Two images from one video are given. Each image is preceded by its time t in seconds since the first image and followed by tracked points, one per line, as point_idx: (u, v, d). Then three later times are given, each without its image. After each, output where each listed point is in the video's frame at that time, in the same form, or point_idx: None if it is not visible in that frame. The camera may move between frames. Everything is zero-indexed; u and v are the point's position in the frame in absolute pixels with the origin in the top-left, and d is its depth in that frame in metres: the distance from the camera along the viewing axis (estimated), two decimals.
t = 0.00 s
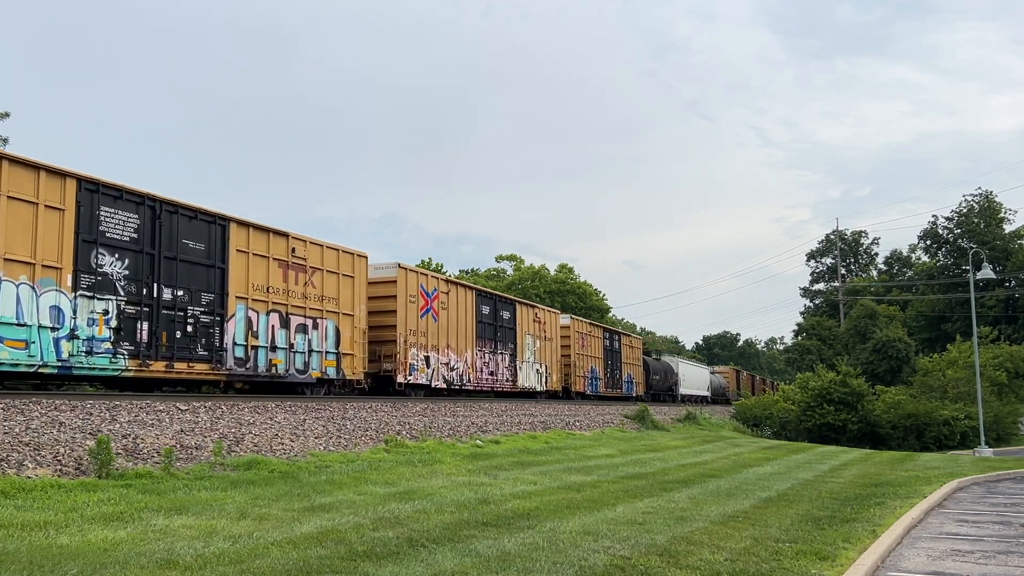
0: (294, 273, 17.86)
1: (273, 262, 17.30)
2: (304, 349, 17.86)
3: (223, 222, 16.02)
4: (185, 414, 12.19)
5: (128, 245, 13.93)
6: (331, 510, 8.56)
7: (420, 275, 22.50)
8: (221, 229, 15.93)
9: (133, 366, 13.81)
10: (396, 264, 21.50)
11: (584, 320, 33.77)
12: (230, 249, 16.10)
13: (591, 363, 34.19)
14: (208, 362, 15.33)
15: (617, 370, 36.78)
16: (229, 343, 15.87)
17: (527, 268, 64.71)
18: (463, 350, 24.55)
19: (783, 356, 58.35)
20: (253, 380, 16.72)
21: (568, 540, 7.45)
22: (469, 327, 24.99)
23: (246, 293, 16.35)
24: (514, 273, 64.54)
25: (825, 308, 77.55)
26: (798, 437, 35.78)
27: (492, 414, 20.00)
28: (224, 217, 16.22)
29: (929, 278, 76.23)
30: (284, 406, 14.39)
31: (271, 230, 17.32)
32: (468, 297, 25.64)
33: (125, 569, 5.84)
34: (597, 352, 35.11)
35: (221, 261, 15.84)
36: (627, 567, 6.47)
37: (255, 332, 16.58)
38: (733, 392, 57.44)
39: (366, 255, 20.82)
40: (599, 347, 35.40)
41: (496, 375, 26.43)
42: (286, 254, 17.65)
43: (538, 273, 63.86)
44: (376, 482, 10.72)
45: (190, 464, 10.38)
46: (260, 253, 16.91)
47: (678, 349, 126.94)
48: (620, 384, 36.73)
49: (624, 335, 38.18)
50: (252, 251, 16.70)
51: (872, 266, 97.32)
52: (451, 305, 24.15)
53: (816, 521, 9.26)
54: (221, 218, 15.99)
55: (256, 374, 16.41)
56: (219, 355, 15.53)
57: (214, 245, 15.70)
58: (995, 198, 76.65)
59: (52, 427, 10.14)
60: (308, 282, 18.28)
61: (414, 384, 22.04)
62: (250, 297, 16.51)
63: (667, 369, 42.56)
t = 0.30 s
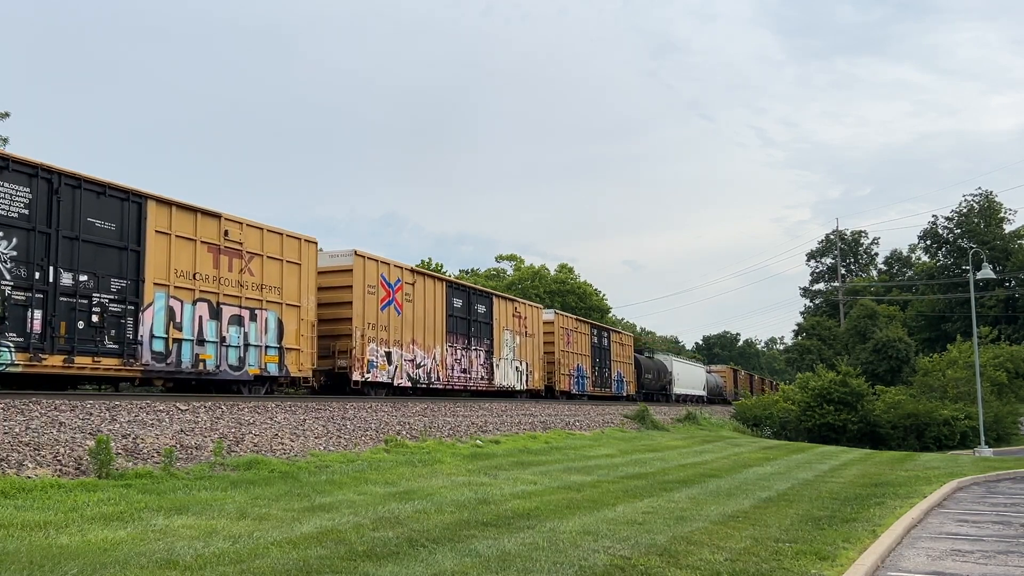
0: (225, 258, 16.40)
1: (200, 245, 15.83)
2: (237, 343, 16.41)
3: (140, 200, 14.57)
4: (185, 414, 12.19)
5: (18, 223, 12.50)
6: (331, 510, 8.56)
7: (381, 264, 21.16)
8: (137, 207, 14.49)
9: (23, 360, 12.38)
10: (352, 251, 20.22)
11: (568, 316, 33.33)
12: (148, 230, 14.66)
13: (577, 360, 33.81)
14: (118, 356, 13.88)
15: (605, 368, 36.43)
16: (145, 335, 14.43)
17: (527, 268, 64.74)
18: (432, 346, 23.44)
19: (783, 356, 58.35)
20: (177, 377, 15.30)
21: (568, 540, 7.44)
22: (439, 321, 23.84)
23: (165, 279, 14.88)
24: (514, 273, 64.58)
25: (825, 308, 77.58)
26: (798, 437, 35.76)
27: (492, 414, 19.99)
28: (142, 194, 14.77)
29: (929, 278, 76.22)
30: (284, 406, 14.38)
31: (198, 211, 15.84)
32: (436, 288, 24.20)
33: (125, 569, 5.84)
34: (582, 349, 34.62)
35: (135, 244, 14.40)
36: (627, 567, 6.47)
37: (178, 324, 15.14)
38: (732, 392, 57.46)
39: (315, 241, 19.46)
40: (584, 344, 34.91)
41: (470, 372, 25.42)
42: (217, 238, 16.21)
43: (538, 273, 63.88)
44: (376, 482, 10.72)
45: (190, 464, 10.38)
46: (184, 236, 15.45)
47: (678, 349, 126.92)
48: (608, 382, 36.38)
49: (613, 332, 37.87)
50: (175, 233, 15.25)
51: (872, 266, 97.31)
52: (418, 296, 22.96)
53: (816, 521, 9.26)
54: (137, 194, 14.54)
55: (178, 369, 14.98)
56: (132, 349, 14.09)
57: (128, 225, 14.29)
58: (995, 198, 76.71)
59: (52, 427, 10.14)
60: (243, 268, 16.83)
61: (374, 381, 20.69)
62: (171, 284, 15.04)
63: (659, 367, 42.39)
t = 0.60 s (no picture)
0: (141, 240, 14.59)
1: (110, 225, 14.01)
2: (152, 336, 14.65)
3: (34, 170, 12.72)
4: (185, 414, 12.19)
5: None
6: (331, 510, 8.56)
7: (331, 251, 19.55)
8: (31, 179, 12.64)
9: None
10: (298, 236, 18.57)
11: (549, 311, 32.46)
12: (42, 207, 12.80)
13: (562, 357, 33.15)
14: (3, 349, 12.12)
15: (592, 365, 35.86)
16: (38, 326, 12.66)
17: (527, 268, 64.71)
18: (396, 341, 22.02)
19: (783, 356, 58.36)
20: (80, 374, 13.55)
21: (568, 540, 7.45)
22: (403, 315, 22.42)
23: (63, 262, 13.06)
24: (514, 273, 64.56)
25: (825, 308, 77.63)
26: (798, 437, 35.75)
27: (492, 414, 19.98)
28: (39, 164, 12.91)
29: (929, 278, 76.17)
30: (284, 406, 14.39)
31: (108, 185, 14.01)
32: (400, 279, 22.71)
33: (125, 569, 5.84)
34: (566, 346, 33.85)
35: (27, 221, 12.57)
36: (627, 567, 6.47)
37: (80, 313, 13.35)
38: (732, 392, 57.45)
39: (255, 224, 17.62)
40: (569, 340, 34.20)
41: (440, 370, 24.11)
42: (131, 217, 14.39)
43: (538, 273, 63.84)
44: (376, 482, 10.72)
45: (190, 464, 10.39)
46: (89, 213, 13.61)
47: (677, 350, 126.86)
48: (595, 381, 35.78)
49: (601, 328, 37.31)
50: (78, 210, 13.41)
51: (871, 266, 97.29)
52: (379, 287, 21.50)
53: (816, 520, 9.26)
54: (30, 164, 12.64)
55: (78, 365, 13.21)
56: (20, 340, 12.32)
57: (16, 200, 12.40)
58: (995, 198, 76.77)
59: (52, 427, 10.14)
60: (163, 252, 15.02)
61: (325, 379, 19.13)
62: (72, 268, 13.23)
63: (651, 366, 42.06)
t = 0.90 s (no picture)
0: (32, 216, 12.53)
1: None
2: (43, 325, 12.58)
3: None
4: (185, 414, 12.19)
5: None
6: (332, 510, 8.55)
7: (272, 235, 17.78)
8: None
9: None
10: (234, 218, 16.80)
11: (530, 306, 31.31)
12: None
13: (546, 354, 32.29)
14: None
15: (578, 363, 35.09)
16: None
17: (527, 268, 64.67)
18: (352, 335, 20.29)
19: (783, 356, 58.35)
20: None
21: (568, 540, 7.44)
22: (360, 307, 20.67)
23: None
24: (514, 273, 64.53)
25: (826, 308, 77.65)
26: (798, 437, 35.73)
27: (492, 414, 19.96)
28: None
29: (929, 278, 76.13)
30: (284, 406, 14.38)
31: None
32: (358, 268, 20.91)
33: (125, 569, 5.84)
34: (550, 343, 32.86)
35: None
36: (627, 567, 6.47)
37: None
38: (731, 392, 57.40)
39: (181, 202, 15.43)
40: (554, 338, 33.36)
41: (404, 367, 22.47)
42: (19, 189, 12.33)
43: (538, 273, 63.79)
44: (376, 482, 10.72)
45: (190, 464, 10.39)
46: None
47: (677, 350, 126.82)
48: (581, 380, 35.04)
49: (589, 324, 36.58)
50: None
51: (871, 266, 97.31)
52: (332, 276, 19.71)
53: (816, 521, 9.25)
54: None
55: None
56: None
57: None
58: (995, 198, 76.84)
59: (52, 427, 10.14)
60: (60, 230, 12.93)
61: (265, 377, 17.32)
62: None
63: (642, 365, 41.50)
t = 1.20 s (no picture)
0: None
1: None
2: None
3: None
4: (185, 414, 12.19)
5: None
6: (332, 510, 8.56)
7: (201, 216, 15.85)
8: None
9: None
10: (153, 195, 14.89)
11: (508, 301, 29.96)
12: None
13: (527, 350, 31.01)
14: None
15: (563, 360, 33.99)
16: None
17: (527, 268, 64.57)
18: (298, 329, 18.36)
19: (783, 356, 58.31)
20: None
21: (568, 540, 7.44)
22: (309, 297, 18.75)
23: None
24: (514, 273, 64.45)
25: (826, 308, 77.67)
26: (798, 437, 35.70)
27: (492, 414, 19.96)
28: None
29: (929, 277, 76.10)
30: (284, 406, 14.38)
31: None
32: (307, 255, 18.95)
33: (125, 569, 5.84)
34: (532, 340, 31.58)
35: None
36: (627, 567, 6.47)
37: None
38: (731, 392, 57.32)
39: (83, 175, 13.40)
40: (537, 334, 32.17)
41: (361, 364, 20.59)
42: None
43: (538, 273, 63.71)
44: (376, 482, 10.72)
45: (190, 464, 10.39)
46: None
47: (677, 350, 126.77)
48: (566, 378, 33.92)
49: (572, 321, 35.29)
50: None
51: (871, 266, 97.28)
52: (274, 263, 17.78)
53: (816, 521, 9.25)
54: None
55: None
56: None
57: None
58: (995, 198, 76.88)
59: (52, 427, 10.14)
60: None
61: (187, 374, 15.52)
62: None
63: (633, 363, 40.65)
